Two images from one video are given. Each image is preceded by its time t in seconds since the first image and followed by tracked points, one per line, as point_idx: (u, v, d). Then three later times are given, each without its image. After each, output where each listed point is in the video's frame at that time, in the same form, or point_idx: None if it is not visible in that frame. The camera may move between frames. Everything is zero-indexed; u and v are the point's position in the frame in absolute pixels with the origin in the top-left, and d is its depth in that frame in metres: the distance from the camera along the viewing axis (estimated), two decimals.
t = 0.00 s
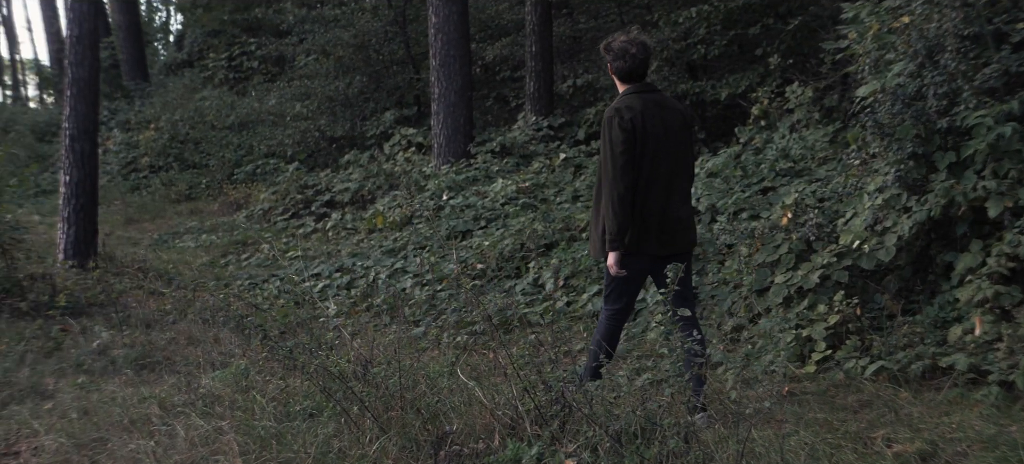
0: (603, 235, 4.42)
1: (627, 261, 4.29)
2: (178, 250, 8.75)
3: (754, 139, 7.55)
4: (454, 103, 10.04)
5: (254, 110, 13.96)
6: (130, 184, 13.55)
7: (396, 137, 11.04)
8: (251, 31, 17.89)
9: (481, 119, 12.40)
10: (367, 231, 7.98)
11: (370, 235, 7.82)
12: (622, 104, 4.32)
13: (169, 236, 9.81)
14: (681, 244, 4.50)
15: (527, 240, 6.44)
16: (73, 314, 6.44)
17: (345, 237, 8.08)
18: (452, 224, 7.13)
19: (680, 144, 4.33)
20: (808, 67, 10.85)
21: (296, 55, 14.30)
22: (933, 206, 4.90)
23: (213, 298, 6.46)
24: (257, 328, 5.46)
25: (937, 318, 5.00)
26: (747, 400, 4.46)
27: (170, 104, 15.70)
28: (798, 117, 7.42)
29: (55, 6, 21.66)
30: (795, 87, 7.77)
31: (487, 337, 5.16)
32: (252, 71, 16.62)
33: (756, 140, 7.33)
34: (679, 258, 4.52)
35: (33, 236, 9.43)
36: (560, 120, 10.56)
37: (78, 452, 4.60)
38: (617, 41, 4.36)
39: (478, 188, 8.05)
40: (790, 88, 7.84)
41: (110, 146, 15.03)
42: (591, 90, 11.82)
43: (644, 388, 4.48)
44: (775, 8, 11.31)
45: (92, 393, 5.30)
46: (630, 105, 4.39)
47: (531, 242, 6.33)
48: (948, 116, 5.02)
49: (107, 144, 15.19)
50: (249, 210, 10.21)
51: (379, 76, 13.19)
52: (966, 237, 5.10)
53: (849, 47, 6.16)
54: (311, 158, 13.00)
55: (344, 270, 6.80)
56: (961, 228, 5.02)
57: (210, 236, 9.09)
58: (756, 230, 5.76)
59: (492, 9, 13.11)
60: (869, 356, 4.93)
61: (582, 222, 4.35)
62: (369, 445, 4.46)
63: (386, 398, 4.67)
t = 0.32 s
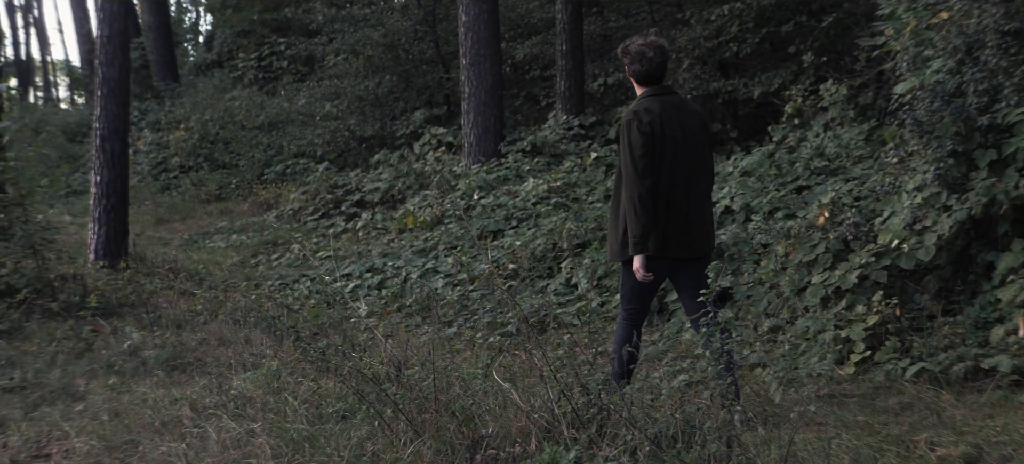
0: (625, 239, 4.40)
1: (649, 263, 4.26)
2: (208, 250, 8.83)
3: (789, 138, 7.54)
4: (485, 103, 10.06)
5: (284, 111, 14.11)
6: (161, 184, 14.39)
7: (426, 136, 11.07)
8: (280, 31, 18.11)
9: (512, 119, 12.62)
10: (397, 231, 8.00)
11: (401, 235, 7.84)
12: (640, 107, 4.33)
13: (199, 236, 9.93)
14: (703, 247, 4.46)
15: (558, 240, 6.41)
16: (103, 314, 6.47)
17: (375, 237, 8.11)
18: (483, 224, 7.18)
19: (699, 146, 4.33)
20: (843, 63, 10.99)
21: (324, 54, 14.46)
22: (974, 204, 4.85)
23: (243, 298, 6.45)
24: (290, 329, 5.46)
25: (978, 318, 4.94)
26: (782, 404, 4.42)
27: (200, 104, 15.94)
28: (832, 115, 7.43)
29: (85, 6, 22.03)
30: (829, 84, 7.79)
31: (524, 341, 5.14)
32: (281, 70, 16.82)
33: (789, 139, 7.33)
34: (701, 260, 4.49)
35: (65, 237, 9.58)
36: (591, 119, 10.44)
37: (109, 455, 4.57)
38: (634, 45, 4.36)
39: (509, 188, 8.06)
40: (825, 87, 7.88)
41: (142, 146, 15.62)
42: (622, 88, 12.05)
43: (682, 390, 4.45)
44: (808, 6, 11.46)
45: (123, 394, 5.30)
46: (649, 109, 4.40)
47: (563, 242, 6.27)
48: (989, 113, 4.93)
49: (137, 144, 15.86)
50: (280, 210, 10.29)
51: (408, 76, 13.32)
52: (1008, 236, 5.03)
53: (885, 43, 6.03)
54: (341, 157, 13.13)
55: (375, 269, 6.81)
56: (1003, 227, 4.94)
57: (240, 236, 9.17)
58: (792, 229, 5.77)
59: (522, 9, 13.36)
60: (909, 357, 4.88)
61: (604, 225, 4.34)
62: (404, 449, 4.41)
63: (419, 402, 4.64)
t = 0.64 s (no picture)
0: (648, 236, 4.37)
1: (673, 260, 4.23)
2: (244, 250, 8.94)
3: (829, 134, 7.60)
4: (520, 99, 10.31)
5: (321, 110, 14.56)
6: (196, 184, 15.21)
7: (462, 135, 11.19)
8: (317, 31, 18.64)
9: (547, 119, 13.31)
10: (434, 231, 8.10)
11: (437, 234, 7.95)
12: (663, 103, 4.30)
13: (237, 237, 10.14)
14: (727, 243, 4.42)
15: (596, 238, 6.36)
16: (140, 316, 6.51)
17: (411, 236, 8.20)
18: (519, 223, 7.13)
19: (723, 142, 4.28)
20: (881, 60, 11.46)
21: (361, 53, 14.87)
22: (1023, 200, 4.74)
23: (278, 299, 6.46)
24: (328, 330, 5.45)
25: None
26: (829, 405, 4.32)
27: (237, 103, 16.45)
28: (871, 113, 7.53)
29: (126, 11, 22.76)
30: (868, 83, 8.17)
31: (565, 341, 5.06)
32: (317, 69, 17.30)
33: (829, 136, 7.44)
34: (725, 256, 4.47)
35: (103, 237, 9.85)
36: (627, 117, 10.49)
37: (145, 456, 4.54)
38: (654, 42, 4.32)
39: (545, 186, 8.13)
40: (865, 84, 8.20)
41: (178, 147, 16.35)
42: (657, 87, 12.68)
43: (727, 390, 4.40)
44: None
45: (160, 395, 5.28)
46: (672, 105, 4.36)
47: (601, 240, 6.24)
48: None
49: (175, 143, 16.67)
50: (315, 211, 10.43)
51: (444, 74, 13.78)
52: None
53: (927, 37, 5.93)
54: (376, 156, 13.59)
55: (412, 269, 6.80)
56: None
57: (276, 236, 9.30)
58: (835, 225, 5.75)
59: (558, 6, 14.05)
60: (957, 355, 4.80)
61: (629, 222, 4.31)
62: (445, 451, 4.34)
63: (460, 404, 4.59)
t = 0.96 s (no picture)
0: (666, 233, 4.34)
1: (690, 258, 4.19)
2: (279, 256, 9.06)
3: (867, 133, 7.61)
4: (555, 100, 10.46)
5: (355, 113, 14.87)
6: (230, 189, 15.50)
7: (496, 137, 11.28)
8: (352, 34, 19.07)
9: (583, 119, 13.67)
10: (469, 233, 8.25)
11: (472, 237, 8.09)
12: (683, 100, 4.24)
13: (271, 242, 10.28)
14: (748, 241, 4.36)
15: (634, 239, 6.39)
16: (175, 321, 6.61)
17: (447, 239, 8.35)
18: (555, 225, 7.19)
19: (743, 139, 4.21)
20: (921, 56, 11.44)
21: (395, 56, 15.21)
22: None
23: (314, 303, 6.46)
24: (365, 335, 5.43)
25: None
26: (876, 409, 4.19)
27: (270, 107, 16.75)
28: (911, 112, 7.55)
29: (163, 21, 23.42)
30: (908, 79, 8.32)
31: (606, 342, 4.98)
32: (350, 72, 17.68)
33: (868, 133, 7.48)
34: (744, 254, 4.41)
35: (139, 242, 10.02)
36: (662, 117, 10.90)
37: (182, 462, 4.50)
38: (675, 40, 4.28)
39: (581, 188, 8.22)
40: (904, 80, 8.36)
41: (213, 152, 16.83)
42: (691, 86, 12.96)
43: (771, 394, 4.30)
44: None
45: (196, 401, 5.25)
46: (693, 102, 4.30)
47: (639, 241, 6.27)
48: None
49: (210, 148, 17.13)
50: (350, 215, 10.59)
51: (477, 76, 14.07)
52: None
53: (968, 33, 5.87)
54: (409, 160, 13.82)
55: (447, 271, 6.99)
56: None
57: (312, 241, 9.48)
58: (877, 225, 5.67)
59: (591, 6, 14.47)
60: (1005, 357, 4.67)
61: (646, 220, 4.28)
62: (483, 455, 4.26)
63: (500, 408, 4.51)
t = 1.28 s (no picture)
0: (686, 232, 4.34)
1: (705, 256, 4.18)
2: (313, 263, 9.12)
3: (905, 134, 7.62)
4: (589, 105, 10.49)
5: (387, 120, 15.03)
6: (264, 197, 15.54)
7: (529, 142, 11.26)
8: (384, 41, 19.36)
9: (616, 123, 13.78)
10: (503, 239, 8.32)
11: (506, 243, 8.15)
12: (702, 99, 4.22)
13: (305, 249, 10.35)
14: (771, 240, 4.29)
15: (669, 244, 6.38)
16: (209, 330, 6.60)
17: (481, 246, 8.42)
18: (590, 230, 7.21)
19: (764, 137, 4.14)
20: (958, 56, 11.37)
21: (427, 62, 15.43)
22: None
23: (348, 312, 6.46)
24: (400, 344, 5.39)
25: None
26: (923, 416, 4.08)
27: (303, 115, 16.84)
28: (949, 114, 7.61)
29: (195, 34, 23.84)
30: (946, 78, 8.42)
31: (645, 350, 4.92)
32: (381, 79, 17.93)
33: (905, 135, 7.52)
34: (768, 254, 4.34)
35: (174, 252, 10.12)
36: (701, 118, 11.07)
37: None
38: (697, 39, 4.26)
39: (616, 192, 8.26)
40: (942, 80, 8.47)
41: (246, 160, 16.95)
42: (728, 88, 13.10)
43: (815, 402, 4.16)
44: None
45: (231, 411, 5.20)
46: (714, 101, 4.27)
47: (675, 246, 6.26)
48: None
49: (243, 157, 17.22)
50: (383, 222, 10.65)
51: (510, 82, 14.34)
52: None
53: (1011, 31, 5.82)
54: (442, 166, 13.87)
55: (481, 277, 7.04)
56: None
57: (346, 249, 9.54)
58: (918, 228, 5.62)
59: (624, 11, 14.70)
60: None
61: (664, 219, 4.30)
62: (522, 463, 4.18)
63: (538, 416, 4.40)
